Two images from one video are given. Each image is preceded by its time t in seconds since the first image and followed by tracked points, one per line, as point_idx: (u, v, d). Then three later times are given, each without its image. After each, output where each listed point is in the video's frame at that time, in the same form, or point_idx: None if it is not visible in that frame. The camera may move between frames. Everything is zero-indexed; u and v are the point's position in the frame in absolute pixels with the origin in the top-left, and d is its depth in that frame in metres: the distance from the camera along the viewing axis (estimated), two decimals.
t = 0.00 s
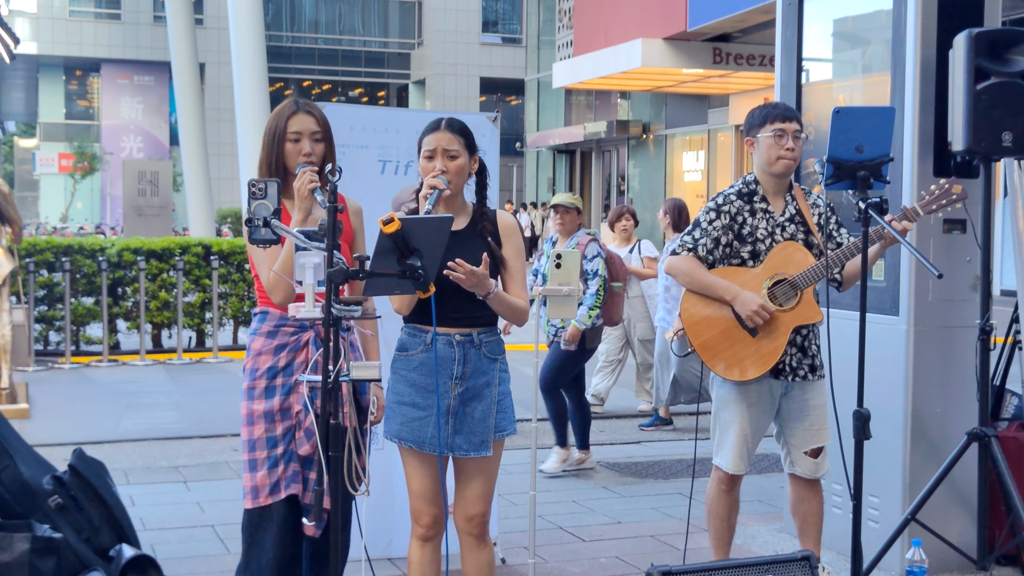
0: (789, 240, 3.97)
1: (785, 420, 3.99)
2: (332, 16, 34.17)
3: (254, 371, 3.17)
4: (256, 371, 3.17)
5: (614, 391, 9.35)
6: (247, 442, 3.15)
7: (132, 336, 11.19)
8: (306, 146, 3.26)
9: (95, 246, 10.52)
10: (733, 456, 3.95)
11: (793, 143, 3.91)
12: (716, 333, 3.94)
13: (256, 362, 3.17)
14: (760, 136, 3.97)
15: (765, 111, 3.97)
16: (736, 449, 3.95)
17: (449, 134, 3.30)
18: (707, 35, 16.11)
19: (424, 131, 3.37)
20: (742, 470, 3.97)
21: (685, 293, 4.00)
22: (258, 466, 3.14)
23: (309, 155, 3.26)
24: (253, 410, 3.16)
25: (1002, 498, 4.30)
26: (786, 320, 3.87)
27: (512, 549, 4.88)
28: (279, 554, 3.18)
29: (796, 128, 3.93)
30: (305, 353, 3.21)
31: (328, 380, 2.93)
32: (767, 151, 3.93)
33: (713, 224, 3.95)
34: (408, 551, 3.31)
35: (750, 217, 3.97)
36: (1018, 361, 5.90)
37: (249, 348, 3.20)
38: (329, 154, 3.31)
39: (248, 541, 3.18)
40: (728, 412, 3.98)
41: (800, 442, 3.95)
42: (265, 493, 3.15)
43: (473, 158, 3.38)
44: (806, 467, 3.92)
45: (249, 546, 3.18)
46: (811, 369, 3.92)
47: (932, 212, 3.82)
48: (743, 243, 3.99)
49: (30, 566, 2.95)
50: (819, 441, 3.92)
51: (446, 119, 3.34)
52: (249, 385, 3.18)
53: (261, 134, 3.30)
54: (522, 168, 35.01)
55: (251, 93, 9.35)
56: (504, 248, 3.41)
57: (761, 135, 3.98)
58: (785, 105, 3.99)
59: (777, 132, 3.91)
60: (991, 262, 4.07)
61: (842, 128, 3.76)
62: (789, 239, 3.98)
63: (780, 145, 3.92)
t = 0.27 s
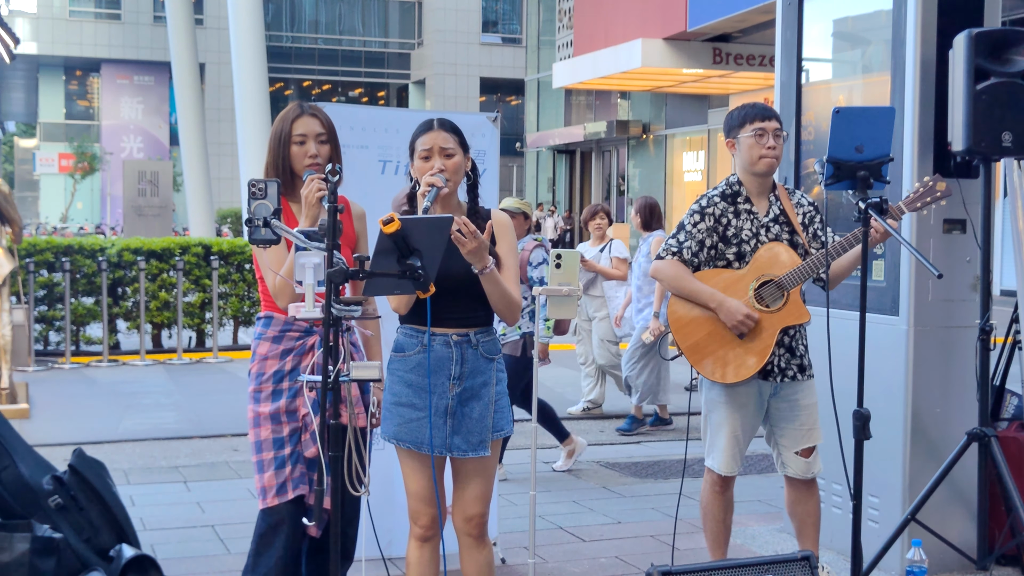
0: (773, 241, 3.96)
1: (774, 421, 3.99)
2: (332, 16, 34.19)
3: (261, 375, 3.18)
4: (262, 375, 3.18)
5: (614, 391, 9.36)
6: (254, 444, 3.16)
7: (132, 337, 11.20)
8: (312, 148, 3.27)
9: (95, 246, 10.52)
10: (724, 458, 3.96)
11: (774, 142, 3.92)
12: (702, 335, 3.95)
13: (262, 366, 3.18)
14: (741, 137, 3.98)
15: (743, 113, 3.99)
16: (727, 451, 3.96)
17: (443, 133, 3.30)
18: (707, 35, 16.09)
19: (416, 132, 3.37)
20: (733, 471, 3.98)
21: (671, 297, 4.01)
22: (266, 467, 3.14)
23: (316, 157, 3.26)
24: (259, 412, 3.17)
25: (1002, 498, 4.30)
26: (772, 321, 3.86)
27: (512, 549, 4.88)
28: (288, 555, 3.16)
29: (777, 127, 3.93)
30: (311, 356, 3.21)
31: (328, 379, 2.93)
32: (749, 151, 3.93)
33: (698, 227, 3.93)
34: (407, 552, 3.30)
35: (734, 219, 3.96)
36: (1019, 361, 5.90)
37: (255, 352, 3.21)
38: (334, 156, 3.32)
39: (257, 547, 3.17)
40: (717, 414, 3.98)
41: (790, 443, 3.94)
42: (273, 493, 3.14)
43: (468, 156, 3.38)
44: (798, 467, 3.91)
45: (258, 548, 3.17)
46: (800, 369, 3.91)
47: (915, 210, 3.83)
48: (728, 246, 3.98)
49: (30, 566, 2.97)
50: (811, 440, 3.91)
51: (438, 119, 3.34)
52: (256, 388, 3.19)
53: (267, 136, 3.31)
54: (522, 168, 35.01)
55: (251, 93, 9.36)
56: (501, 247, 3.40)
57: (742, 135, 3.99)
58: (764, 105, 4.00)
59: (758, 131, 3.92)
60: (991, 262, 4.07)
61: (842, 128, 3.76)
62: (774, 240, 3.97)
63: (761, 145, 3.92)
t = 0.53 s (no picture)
0: (768, 240, 3.96)
1: (773, 420, 3.98)
2: (332, 16, 34.20)
3: (263, 375, 3.18)
4: (265, 375, 3.18)
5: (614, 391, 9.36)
6: (257, 443, 3.16)
7: (132, 337, 11.19)
8: (313, 150, 3.26)
9: (95, 246, 10.52)
10: (723, 458, 3.96)
11: (766, 142, 3.92)
12: (698, 336, 3.92)
13: (266, 366, 3.18)
14: (733, 137, 3.99)
15: (734, 114, 3.99)
16: (727, 451, 3.95)
17: (435, 132, 3.31)
18: (707, 35, 16.09)
19: (410, 133, 3.39)
20: (733, 471, 3.97)
21: (667, 298, 3.99)
22: (268, 466, 3.15)
23: (317, 158, 3.26)
24: (262, 412, 3.17)
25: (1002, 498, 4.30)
26: (767, 320, 3.87)
27: (512, 549, 4.88)
28: (290, 553, 3.18)
29: (768, 126, 3.93)
30: (313, 356, 3.21)
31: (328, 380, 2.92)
32: (741, 152, 3.94)
33: (690, 228, 3.96)
34: (406, 552, 3.31)
35: (727, 219, 3.97)
36: (1019, 361, 5.90)
37: (258, 352, 3.20)
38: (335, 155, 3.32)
39: (258, 546, 3.18)
40: (716, 415, 3.98)
41: (790, 441, 3.94)
42: (276, 491, 3.15)
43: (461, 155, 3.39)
44: (797, 467, 3.90)
45: (259, 547, 3.18)
46: (797, 368, 3.92)
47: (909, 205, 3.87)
48: (722, 246, 3.99)
49: (30, 566, 2.95)
50: (810, 440, 3.91)
51: (430, 119, 3.37)
52: (258, 388, 3.18)
53: (268, 137, 3.31)
54: (522, 168, 35.01)
55: (251, 93, 9.36)
56: (498, 247, 3.41)
57: (734, 136, 3.99)
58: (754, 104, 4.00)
59: (750, 131, 3.92)
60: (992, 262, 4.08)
61: (842, 128, 3.76)
62: (768, 239, 3.97)
63: (753, 145, 3.92)
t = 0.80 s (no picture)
0: (772, 240, 3.96)
1: (778, 419, 3.99)
2: (332, 17, 34.23)
3: (262, 375, 3.18)
4: (264, 375, 3.18)
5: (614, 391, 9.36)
6: (256, 442, 3.17)
7: (132, 337, 11.20)
8: (311, 151, 3.28)
9: (95, 246, 10.53)
10: (728, 458, 3.97)
11: (771, 144, 3.93)
12: (702, 335, 3.94)
13: (265, 366, 3.18)
14: (737, 138, 3.99)
15: (739, 113, 4.00)
16: (731, 452, 3.96)
17: (434, 131, 3.31)
18: (707, 35, 16.09)
19: (408, 132, 3.39)
20: (737, 471, 3.98)
21: (671, 297, 4.00)
22: (268, 464, 3.16)
23: (314, 160, 3.28)
24: (261, 411, 3.17)
25: (1002, 498, 4.31)
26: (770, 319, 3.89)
27: (513, 549, 4.89)
28: (290, 552, 3.18)
29: (773, 128, 3.94)
30: (313, 356, 3.22)
31: (327, 380, 2.93)
32: (745, 153, 3.94)
33: (694, 228, 3.96)
34: (407, 552, 3.32)
35: (731, 220, 3.97)
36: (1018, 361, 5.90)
37: (257, 352, 3.21)
38: (333, 157, 3.33)
39: (259, 544, 3.17)
40: (720, 414, 3.98)
41: (795, 440, 3.93)
42: (275, 490, 3.15)
43: (460, 153, 3.39)
44: (800, 467, 3.91)
45: (260, 546, 3.18)
46: (802, 368, 3.91)
47: (913, 205, 3.85)
48: (727, 246, 4.00)
49: (30, 566, 2.95)
50: (813, 441, 3.90)
51: (428, 119, 3.36)
52: (257, 387, 3.19)
53: (265, 138, 3.32)
54: (522, 168, 35.01)
55: (252, 94, 9.37)
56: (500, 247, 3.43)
57: (738, 136, 3.99)
58: (759, 105, 4.00)
59: (753, 133, 3.93)
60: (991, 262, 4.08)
61: (842, 128, 3.77)
62: (773, 240, 3.97)
63: (757, 146, 3.93)
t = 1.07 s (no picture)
0: (782, 239, 3.96)
1: (786, 418, 3.99)
2: (332, 17, 34.24)
3: (260, 373, 3.18)
4: (262, 373, 3.18)
5: (614, 391, 9.37)
6: (250, 439, 3.17)
7: (132, 337, 11.20)
8: (308, 150, 3.28)
9: (95, 246, 10.53)
10: (735, 458, 3.96)
11: (780, 142, 3.92)
12: (710, 334, 3.93)
13: (262, 365, 3.18)
14: (746, 136, 3.99)
15: (749, 113, 4.00)
16: (737, 451, 3.95)
17: (439, 131, 3.32)
18: (707, 35, 16.10)
19: (413, 132, 3.39)
20: (743, 470, 3.98)
21: (682, 295, 4.00)
22: (260, 462, 3.15)
23: (312, 159, 3.28)
24: (257, 408, 3.18)
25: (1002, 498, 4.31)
26: (780, 318, 3.88)
27: (513, 549, 4.89)
28: (281, 552, 3.18)
29: (782, 127, 3.93)
30: (312, 355, 3.22)
31: (327, 380, 2.92)
32: (756, 151, 3.94)
33: (704, 227, 3.97)
34: (410, 551, 3.32)
35: (742, 219, 3.99)
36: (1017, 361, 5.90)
37: (256, 350, 3.20)
38: (331, 156, 3.33)
39: (251, 543, 3.16)
40: (728, 413, 3.98)
41: (802, 439, 3.94)
42: (266, 488, 3.15)
43: (465, 153, 3.40)
44: (807, 467, 3.91)
45: (252, 545, 3.16)
46: (812, 368, 3.92)
47: (921, 204, 3.85)
48: (736, 245, 4.00)
49: (30, 566, 2.95)
50: (819, 441, 3.91)
51: (432, 118, 3.37)
52: (254, 385, 3.19)
53: (263, 138, 3.32)
54: (522, 168, 35.02)
55: (252, 94, 9.37)
56: (506, 246, 3.45)
57: (748, 135, 3.99)
58: (769, 105, 4.01)
59: (763, 131, 3.92)
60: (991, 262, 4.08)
61: (841, 128, 3.77)
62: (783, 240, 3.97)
63: (766, 145, 3.93)
